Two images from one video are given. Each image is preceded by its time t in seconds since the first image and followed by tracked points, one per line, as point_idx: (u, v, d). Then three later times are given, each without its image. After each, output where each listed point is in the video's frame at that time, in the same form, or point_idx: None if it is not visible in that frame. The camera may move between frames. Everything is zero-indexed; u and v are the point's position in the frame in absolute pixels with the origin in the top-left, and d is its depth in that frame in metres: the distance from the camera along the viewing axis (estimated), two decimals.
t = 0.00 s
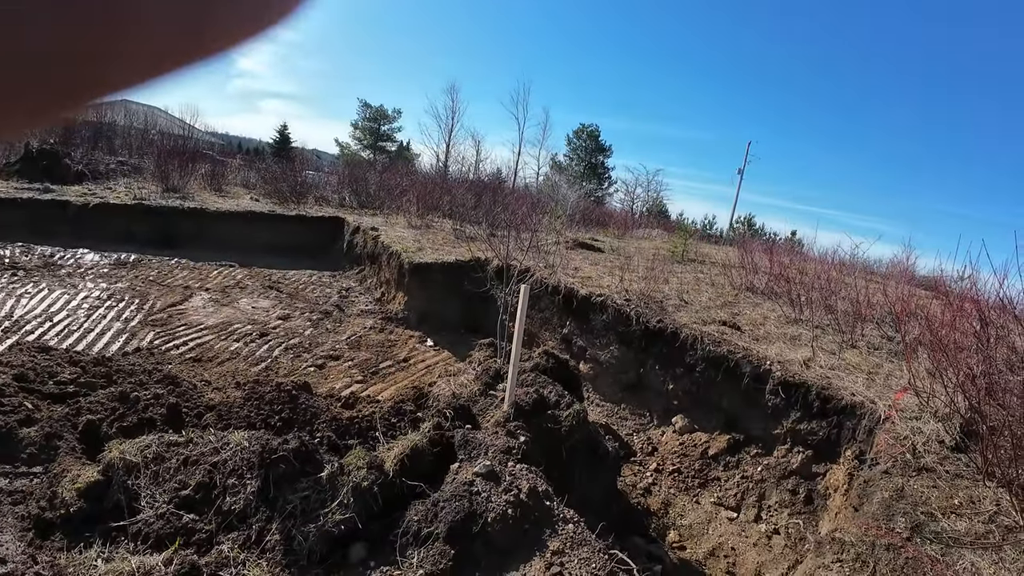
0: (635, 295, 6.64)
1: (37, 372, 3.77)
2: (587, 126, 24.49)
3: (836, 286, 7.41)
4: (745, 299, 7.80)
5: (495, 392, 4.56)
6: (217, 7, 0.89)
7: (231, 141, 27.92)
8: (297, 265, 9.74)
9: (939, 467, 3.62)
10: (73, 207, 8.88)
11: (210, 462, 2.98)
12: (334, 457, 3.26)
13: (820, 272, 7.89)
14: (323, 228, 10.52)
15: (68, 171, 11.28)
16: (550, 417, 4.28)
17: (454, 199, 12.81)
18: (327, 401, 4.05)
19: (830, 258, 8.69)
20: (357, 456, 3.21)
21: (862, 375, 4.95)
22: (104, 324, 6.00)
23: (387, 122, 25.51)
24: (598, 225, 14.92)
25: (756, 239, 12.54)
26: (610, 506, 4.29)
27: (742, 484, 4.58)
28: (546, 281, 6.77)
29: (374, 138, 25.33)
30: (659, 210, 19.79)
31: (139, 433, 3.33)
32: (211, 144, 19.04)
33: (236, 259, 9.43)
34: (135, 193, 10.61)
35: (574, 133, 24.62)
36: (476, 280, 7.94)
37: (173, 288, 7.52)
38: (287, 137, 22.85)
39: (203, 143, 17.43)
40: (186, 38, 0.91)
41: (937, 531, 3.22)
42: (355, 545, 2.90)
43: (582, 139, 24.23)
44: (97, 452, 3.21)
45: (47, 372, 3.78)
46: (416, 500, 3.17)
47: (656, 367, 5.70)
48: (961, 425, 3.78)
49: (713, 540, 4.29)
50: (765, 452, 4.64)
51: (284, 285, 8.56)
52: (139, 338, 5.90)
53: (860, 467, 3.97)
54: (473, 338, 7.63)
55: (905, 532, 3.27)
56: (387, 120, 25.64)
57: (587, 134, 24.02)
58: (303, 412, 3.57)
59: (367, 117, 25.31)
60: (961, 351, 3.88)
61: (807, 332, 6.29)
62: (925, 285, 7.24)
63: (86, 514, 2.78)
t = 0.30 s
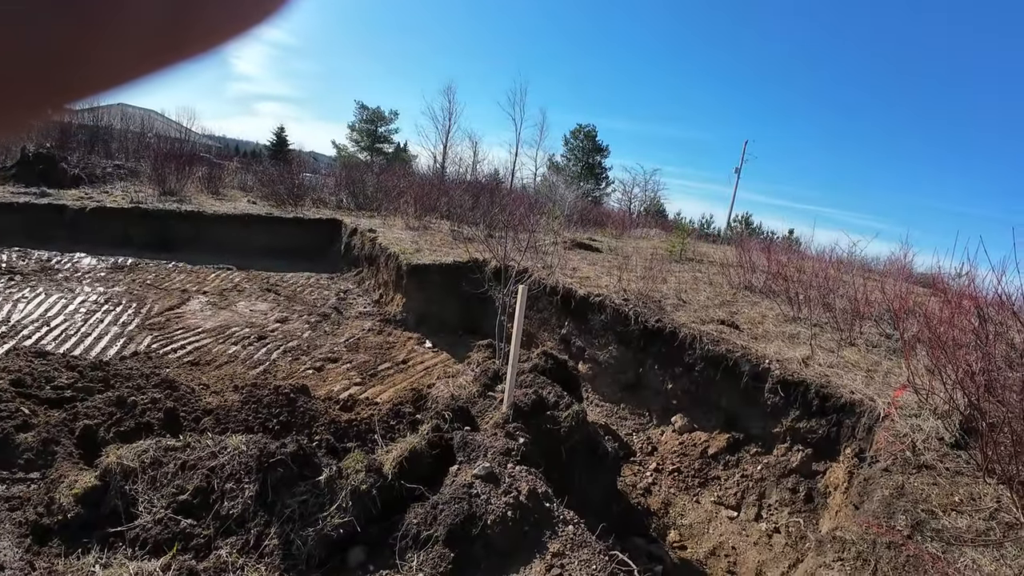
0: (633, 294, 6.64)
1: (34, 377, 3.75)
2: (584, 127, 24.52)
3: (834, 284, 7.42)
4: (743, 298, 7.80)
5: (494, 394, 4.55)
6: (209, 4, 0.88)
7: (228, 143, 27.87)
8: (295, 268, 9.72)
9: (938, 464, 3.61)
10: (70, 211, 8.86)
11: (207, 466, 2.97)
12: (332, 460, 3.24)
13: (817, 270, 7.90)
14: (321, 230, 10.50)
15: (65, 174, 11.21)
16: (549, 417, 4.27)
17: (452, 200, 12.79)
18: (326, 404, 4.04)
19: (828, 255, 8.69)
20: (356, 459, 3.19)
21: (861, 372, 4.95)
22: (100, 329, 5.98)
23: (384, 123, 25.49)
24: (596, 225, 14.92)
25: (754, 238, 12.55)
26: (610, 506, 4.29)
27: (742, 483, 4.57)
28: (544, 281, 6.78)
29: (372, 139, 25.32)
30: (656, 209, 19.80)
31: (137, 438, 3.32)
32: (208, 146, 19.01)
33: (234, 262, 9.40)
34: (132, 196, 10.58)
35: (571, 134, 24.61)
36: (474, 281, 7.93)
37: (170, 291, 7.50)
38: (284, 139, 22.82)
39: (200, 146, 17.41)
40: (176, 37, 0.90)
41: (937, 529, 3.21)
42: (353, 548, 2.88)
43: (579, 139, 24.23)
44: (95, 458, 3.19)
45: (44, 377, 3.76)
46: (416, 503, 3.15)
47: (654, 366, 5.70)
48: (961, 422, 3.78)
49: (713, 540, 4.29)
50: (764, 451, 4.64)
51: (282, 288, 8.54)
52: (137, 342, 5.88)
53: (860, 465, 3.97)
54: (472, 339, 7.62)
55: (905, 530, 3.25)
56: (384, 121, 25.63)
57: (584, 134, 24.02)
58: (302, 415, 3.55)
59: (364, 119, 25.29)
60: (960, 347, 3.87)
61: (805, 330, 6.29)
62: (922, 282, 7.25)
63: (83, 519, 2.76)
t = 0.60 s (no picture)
0: (648, 298, 6.58)
1: (52, 380, 3.79)
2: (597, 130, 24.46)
3: (853, 287, 7.29)
4: (759, 302, 7.70)
5: (507, 399, 4.54)
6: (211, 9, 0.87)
7: (246, 149, 28.25)
8: (311, 271, 9.79)
9: (959, 472, 3.50)
10: (90, 215, 9.01)
11: (222, 469, 2.96)
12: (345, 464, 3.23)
13: (836, 273, 7.77)
14: (336, 234, 10.55)
15: (85, 179, 11.34)
16: (563, 423, 4.23)
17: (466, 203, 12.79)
18: (340, 407, 4.05)
19: (846, 259, 8.56)
20: (368, 463, 3.17)
21: (881, 378, 4.84)
22: (120, 331, 6.07)
23: (399, 128, 25.67)
24: (610, 228, 14.85)
25: (770, 241, 12.41)
26: (624, 513, 4.24)
27: (759, 490, 4.49)
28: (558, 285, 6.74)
29: (386, 144, 25.51)
30: (671, 213, 19.67)
31: (153, 440, 3.33)
32: (226, 152, 19.29)
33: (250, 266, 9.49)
34: (151, 201, 10.75)
35: (584, 137, 24.56)
36: (488, 285, 7.92)
37: (188, 295, 7.59)
38: (300, 144, 23.06)
39: (218, 151, 17.67)
40: (179, 37, 0.89)
41: (959, 539, 3.11)
42: (365, 553, 2.86)
43: (593, 143, 24.18)
44: (111, 459, 3.20)
45: (62, 379, 3.81)
46: (428, 508, 3.14)
47: (670, 371, 5.62)
48: (983, 428, 3.67)
49: (729, 548, 4.21)
50: (782, 458, 4.55)
51: (297, 292, 8.61)
52: (154, 344, 5.95)
53: (880, 473, 3.88)
54: (486, 343, 7.61)
55: (927, 540, 3.16)
56: (398, 126, 25.81)
57: (598, 137, 23.96)
58: (316, 418, 3.56)
59: (379, 124, 25.48)
60: (982, 353, 3.77)
61: (823, 335, 6.18)
62: (944, 286, 7.10)
63: (99, 520, 2.79)
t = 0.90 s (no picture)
0: (681, 307, 6.43)
1: (95, 381, 3.90)
2: (629, 138, 24.26)
3: (897, 297, 6.99)
4: (797, 311, 7.45)
5: (538, 408, 4.48)
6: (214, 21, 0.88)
7: (284, 160, 28.98)
8: (345, 278, 9.92)
9: (1008, 492, 3.28)
10: (135, 223, 9.34)
11: (254, 472, 2.97)
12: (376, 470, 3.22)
13: (877, 282, 7.47)
14: (369, 243, 10.71)
15: (130, 189, 11.76)
16: (595, 434, 4.14)
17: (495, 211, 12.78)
18: (371, 413, 4.06)
19: (889, 267, 8.23)
20: (399, 471, 3.16)
21: (925, 392, 4.59)
22: (161, 334, 6.25)
23: (431, 138, 25.97)
24: (642, 236, 14.67)
25: (809, 249, 12.04)
26: (657, 527, 4.12)
27: (796, 507, 4.31)
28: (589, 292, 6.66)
29: (419, 154, 25.84)
30: (705, 220, 19.32)
31: (190, 441, 3.37)
32: (264, 162, 19.83)
33: (286, 272, 9.68)
34: (193, 210, 11.10)
35: (615, 145, 24.39)
36: (518, 292, 7.89)
37: (226, 300, 7.77)
38: (335, 154, 23.53)
39: (258, 162, 18.17)
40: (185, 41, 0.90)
41: (1004, 561, 2.92)
42: (394, 561, 2.85)
43: (624, 151, 23.99)
44: (148, 459, 3.26)
45: (105, 380, 3.92)
46: (457, 518, 3.08)
47: (703, 382, 5.46)
48: None
49: (763, 566, 4.01)
50: (821, 474, 4.36)
51: (331, 298, 8.73)
52: (194, 347, 6.10)
53: (923, 491, 3.66)
54: (516, 351, 7.56)
55: (970, 563, 3.00)
56: (431, 136, 26.11)
57: (629, 145, 23.76)
58: (348, 423, 3.57)
59: (412, 134, 25.84)
60: None
61: (864, 347, 5.93)
62: (996, 296, 6.74)
63: (134, 519, 2.82)
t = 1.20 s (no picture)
0: (734, 322, 6.15)
1: (154, 385, 4.00)
2: (677, 148, 23.78)
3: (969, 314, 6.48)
4: (857, 328, 7.02)
5: (587, 425, 4.36)
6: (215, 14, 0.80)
7: (337, 174, 29.88)
8: (393, 289, 10.05)
9: None
10: (197, 234, 9.76)
11: (304, 481, 2.97)
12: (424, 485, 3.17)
13: (946, 297, 6.96)
14: (417, 254, 10.85)
15: (192, 202, 12.33)
16: (647, 454, 3.98)
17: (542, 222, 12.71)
18: (418, 425, 4.02)
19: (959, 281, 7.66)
20: (447, 486, 3.09)
21: (999, 417, 4.18)
22: (218, 340, 6.45)
23: (478, 151, 26.24)
24: (691, 248, 14.27)
25: (870, 262, 11.41)
26: (710, 551, 3.90)
27: (856, 537, 3.97)
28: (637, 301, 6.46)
29: (466, 167, 26.14)
30: (757, 232, 18.66)
31: (242, 447, 3.39)
32: (318, 176, 20.48)
33: (338, 282, 9.89)
34: (251, 222, 11.52)
35: (662, 155, 23.97)
36: (568, 306, 7.77)
37: (281, 308, 7.98)
38: (385, 168, 24.07)
39: (312, 176, 18.81)
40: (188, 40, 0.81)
41: None
42: None
43: (671, 161, 23.53)
44: (202, 463, 3.28)
45: (163, 385, 4.02)
46: (505, 537, 2.98)
47: (758, 402, 5.14)
48: None
49: None
50: (884, 502, 4.03)
51: (380, 308, 8.84)
52: (249, 354, 6.26)
53: (994, 523, 3.38)
54: (563, 365, 7.43)
55: None
56: (478, 149, 26.39)
57: (677, 156, 23.30)
58: (395, 434, 3.55)
59: (459, 148, 26.20)
60: None
61: (931, 367, 5.50)
62: None
63: (187, 523, 2.85)
